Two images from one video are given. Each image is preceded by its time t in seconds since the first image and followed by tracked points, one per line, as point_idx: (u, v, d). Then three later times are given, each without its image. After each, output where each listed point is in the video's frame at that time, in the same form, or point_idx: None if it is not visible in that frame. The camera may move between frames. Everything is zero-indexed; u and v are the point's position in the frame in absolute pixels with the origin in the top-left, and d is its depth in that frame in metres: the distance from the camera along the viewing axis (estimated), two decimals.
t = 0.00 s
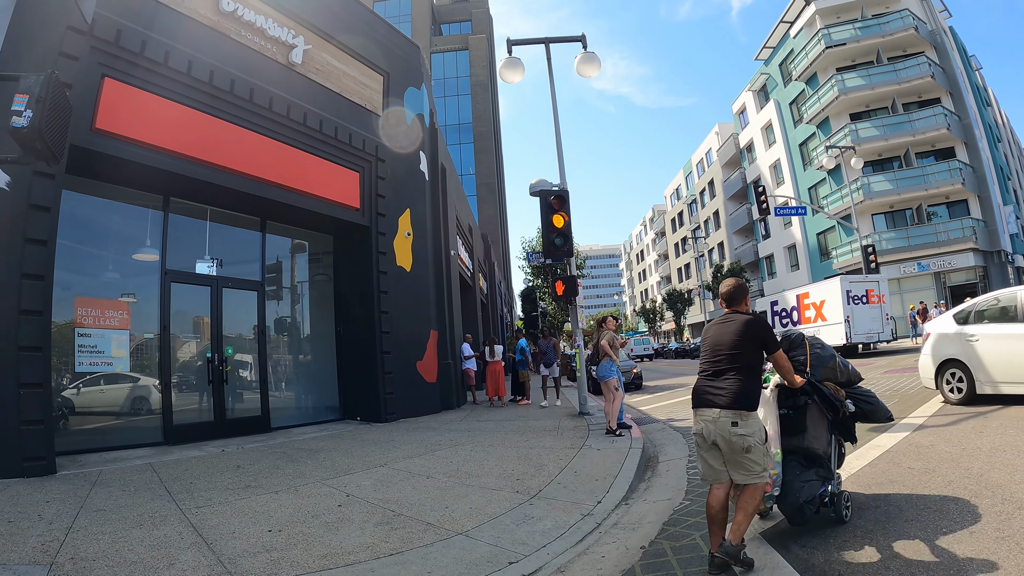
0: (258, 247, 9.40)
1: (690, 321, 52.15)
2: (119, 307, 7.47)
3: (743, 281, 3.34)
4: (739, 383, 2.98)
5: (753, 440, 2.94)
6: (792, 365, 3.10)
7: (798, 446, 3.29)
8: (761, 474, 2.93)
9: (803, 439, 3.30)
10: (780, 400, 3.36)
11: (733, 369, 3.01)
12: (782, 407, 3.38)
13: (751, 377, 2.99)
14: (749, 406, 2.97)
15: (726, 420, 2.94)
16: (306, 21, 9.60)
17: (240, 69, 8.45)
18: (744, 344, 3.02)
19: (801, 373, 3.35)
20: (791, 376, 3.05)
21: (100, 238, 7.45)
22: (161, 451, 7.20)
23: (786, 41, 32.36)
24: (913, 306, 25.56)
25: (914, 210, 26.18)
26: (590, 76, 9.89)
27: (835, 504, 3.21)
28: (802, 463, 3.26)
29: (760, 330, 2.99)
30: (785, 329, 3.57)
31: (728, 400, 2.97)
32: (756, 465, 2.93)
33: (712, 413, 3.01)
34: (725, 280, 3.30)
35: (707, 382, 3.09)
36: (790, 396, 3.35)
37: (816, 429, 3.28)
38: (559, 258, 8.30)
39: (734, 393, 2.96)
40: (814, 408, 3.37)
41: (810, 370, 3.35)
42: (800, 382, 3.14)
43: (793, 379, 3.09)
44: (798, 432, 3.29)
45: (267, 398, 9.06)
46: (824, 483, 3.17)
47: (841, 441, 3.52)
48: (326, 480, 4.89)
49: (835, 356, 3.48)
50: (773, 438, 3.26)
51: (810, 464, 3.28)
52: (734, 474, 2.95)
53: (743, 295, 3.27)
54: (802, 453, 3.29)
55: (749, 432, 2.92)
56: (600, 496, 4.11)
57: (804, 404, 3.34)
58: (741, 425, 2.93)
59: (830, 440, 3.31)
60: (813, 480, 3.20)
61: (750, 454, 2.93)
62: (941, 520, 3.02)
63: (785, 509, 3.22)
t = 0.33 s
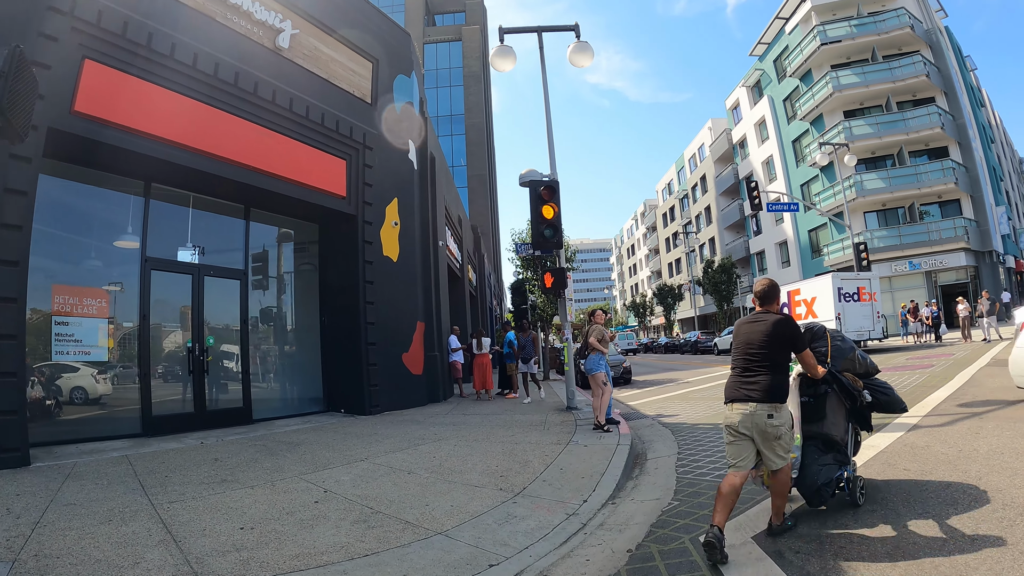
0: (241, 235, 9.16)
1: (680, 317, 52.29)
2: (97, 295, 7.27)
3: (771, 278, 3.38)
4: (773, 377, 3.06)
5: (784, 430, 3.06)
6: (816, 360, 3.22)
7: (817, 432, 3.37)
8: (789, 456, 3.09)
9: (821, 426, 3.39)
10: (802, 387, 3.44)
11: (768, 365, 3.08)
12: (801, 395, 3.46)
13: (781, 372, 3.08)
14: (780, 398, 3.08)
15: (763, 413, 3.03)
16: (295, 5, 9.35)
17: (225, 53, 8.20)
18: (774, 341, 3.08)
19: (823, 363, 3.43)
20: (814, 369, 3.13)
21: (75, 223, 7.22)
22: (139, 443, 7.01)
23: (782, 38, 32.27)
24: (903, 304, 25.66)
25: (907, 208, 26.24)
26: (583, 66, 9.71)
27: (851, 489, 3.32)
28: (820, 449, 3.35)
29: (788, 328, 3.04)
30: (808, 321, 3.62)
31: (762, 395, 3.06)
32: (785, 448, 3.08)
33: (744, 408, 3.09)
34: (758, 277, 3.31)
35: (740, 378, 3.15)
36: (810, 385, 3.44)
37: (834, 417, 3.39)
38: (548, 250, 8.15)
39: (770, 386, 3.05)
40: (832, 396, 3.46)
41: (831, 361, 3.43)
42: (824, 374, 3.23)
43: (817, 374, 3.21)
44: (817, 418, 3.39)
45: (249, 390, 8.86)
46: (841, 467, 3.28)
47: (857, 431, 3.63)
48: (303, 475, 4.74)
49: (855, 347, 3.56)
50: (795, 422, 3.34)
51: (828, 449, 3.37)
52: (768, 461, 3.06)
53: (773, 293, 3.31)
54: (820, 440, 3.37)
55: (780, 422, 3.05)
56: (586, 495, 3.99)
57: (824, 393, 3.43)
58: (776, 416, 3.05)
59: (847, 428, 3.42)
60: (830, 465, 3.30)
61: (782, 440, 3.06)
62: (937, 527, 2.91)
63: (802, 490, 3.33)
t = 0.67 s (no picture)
0: (226, 217, 8.94)
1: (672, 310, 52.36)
2: (76, 275, 7.06)
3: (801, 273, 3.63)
4: (787, 359, 3.31)
5: (795, 410, 3.25)
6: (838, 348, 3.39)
7: (835, 419, 3.56)
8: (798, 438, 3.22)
9: (839, 414, 3.57)
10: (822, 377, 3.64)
11: (783, 348, 3.34)
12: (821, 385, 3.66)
13: (799, 356, 3.30)
14: (796, 381, 3.30)
15: (772, 391, 3.30)
16: None
17: (213, 30, 7.95)
18: (797, 327, 3.34)
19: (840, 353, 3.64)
20: (834, 357, 3.35)
21: (55, 200, 7.00)
22: (117, 427, 6.83)
23: (781, 33, 32.08)
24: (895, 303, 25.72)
25: (902, 208, 26.25)
26: (580, 53, 9.51)
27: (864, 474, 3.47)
28: (837, 435, 3.53)
29: (808, 316, 3.27)
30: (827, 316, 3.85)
31: (777, 374, 3.31)
32: (793, 434, 3.22)
33: (760, 386, 3.39)
34: (784, 271, 3.61)
35: (761, 360, 3.44)
36: (830, 374, 3.65)
37: (851, 405, 3.59)
38: (539, 238, 8.00)
39: (782, 365, 3.30)
40: (850, 386, 3.66)
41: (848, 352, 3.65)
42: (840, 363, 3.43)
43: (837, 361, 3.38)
44: (835, 406, 3.57)
45: (232, 376, 8.69)
46: (856, 453, 3.45)
47: (871, 420, 3.82)
48: (281, 464, 4.59)
49: (870, 341, 3.78)
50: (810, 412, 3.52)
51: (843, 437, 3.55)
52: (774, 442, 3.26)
53: (800, 286, 3.56)
54: (837, 427, 3.55)
55: (791, 402, 3.24)
56: (571, 490, 3.89)
57: (841, 382, 3.64)
58: (785, 394, 3.26)
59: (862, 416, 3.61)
60: (846, 450, 3.48)
61: (792, 420, 3.23)
62: (934, 531, 2.80)
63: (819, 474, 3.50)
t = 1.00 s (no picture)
0: (214, 205, 8.74)
1: (665, 307, 52.36)
2: (59, 261, 6.87)
3: (816, 273, 3.92)
4: (812, 352, 3.58)
5: (820, 400, 3.54)
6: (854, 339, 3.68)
7: (855, 411, 3.83)
8: (825, 425, 3.53)
9: (860, 405, 3.84)
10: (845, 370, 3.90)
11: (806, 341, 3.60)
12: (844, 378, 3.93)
13: (821, 348, 3.58)
14: (819, 371, 3.56)
15: (799, 382, 3.55)
16: None
17: (202, 12, 7.73)
18: (816, 323, 3.61)
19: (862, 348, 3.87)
20: (854, 349, 3.66)
21: (43, 186, 6.85)
22: (98, 418, 6.67)
23: (780, 30, 31.95)
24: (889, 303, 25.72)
25: (898, 208, 26.25)
26: (577, 43, 9.35)
27: (883, 463, 3.75)
28: (857, 426, 3.81)
29: (828, 312, 3.56)
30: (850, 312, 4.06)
31: (802, 365, 3.57)
32: (819, 419, 3.52)
33: (785, 376, 3.64)
34: (802, 270, 3.87)
35: (783, 352, 3.69)
36: (853, 367, 3.90)
37: (872, 398, 3.85)
38: (531, 230, 7.84)
39: (807, 357, 3.56)
40: (871, 380, 3.91)
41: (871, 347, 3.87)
42: (860, 355, 3.71)
43: (856, 353, 3.67)
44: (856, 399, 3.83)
45: (217, 366, 8.52)
46: (876, 443, 3.72)
47: (890, 412, 4.08)
48: (260, 458, 4.45)
49: (891, 337, 3.99)
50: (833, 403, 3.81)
51: (864, 427, 3.83)
52: (803, 427, 3.55)
53: (815, 284, 3.84)
54: (857, 418, 3.83)
55: (816, 392, 3.54)
56: (559, 489, 3.77)
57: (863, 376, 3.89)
58: (812, 385, 3.53)
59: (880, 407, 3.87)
60: (866, 439, 3.75)
61: (818, 409, 3.52)
62: (937, 540, 2.69)
63: (840, 462, 3.79)
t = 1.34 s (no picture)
0: (191, 194, 8.50)
1: (650, 307, 52.48)
2: (31, 250, 6.62)
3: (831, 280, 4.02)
4: (831, 356, 3.68)
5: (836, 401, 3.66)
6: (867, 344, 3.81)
7: (868, 407, 4.01)
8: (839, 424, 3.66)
9: (871, 402, 4.03)
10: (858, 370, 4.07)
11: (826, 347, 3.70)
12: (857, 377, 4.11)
13: (839, 353, 3.70)
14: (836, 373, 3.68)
15: (819, 384, 3.64)
16: None
17: None
18: (834, 329, 3.72)
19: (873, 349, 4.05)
20: (867, 354, 3.80)
21: (19, 172, 6.61)
22: (69, 411, 6.44)
23: (769, 33, 32.08)
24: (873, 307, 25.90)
25: (884, 213, 26.46)
26: (566, 38, 9.23)
27: (893, 456, 3.94)
28: (868, 421, 3.99)
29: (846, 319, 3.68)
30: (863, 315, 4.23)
31: (822, 368, 3.65)
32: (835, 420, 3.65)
33: (802, 378, 3.72)
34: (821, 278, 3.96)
35: (803, 356, 3.77)
36: (865, 366, 4.10)
37: (882, 395, 4.03)
38: (515, 226, 7.71)
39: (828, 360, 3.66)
40: (881, 378, 4.12)
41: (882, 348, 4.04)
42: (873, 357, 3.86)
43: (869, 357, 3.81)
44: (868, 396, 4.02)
45: (192, 360, 8.30)
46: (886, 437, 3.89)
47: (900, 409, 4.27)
48: (229, 456, 4.28)
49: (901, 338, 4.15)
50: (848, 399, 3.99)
51: (873, 422, 4.00)
52: (820, 426, 3.66)
53: (833, 292, 3.93)
54: (868, 414, 4.00)
55: (833, 393, 3.66)
56: (538, 493, 3.65)
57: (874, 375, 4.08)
58: (831, 387, 3.65)
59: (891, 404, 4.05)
60: (877, 434, 3.93)
61: (834, 409, 3.66)
62: (932, 554, 2.60)
63: (852, 455, 3.97)
